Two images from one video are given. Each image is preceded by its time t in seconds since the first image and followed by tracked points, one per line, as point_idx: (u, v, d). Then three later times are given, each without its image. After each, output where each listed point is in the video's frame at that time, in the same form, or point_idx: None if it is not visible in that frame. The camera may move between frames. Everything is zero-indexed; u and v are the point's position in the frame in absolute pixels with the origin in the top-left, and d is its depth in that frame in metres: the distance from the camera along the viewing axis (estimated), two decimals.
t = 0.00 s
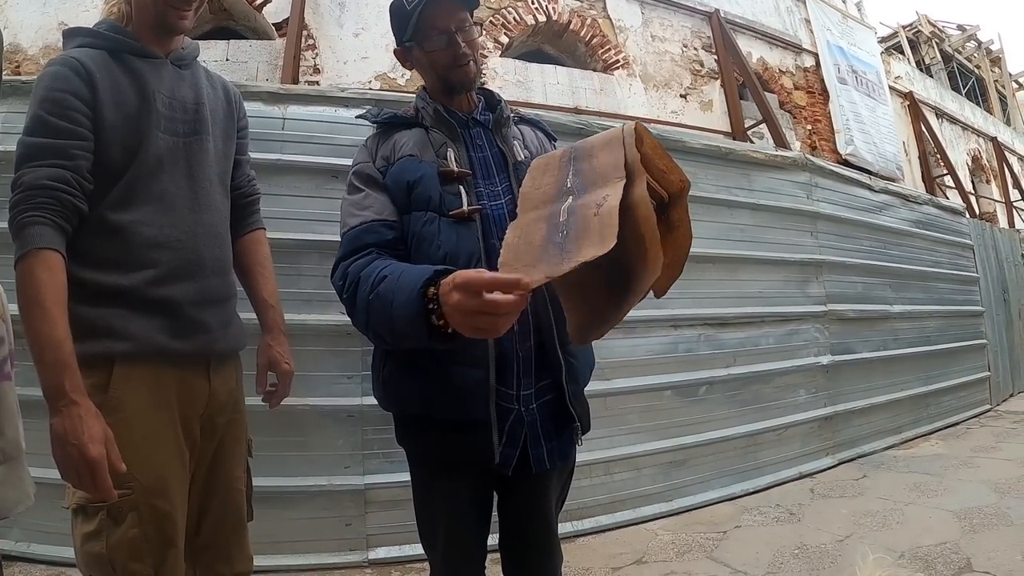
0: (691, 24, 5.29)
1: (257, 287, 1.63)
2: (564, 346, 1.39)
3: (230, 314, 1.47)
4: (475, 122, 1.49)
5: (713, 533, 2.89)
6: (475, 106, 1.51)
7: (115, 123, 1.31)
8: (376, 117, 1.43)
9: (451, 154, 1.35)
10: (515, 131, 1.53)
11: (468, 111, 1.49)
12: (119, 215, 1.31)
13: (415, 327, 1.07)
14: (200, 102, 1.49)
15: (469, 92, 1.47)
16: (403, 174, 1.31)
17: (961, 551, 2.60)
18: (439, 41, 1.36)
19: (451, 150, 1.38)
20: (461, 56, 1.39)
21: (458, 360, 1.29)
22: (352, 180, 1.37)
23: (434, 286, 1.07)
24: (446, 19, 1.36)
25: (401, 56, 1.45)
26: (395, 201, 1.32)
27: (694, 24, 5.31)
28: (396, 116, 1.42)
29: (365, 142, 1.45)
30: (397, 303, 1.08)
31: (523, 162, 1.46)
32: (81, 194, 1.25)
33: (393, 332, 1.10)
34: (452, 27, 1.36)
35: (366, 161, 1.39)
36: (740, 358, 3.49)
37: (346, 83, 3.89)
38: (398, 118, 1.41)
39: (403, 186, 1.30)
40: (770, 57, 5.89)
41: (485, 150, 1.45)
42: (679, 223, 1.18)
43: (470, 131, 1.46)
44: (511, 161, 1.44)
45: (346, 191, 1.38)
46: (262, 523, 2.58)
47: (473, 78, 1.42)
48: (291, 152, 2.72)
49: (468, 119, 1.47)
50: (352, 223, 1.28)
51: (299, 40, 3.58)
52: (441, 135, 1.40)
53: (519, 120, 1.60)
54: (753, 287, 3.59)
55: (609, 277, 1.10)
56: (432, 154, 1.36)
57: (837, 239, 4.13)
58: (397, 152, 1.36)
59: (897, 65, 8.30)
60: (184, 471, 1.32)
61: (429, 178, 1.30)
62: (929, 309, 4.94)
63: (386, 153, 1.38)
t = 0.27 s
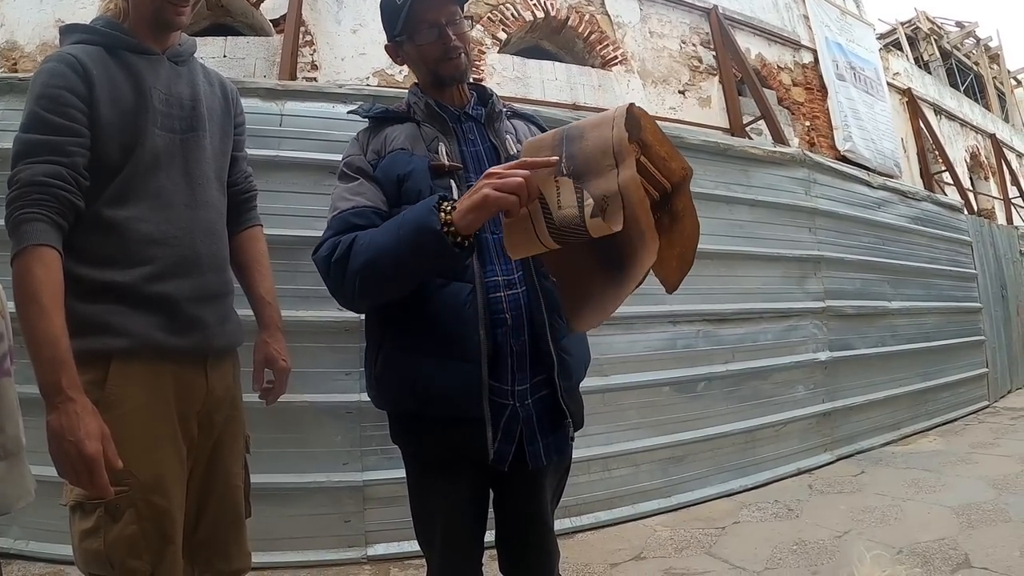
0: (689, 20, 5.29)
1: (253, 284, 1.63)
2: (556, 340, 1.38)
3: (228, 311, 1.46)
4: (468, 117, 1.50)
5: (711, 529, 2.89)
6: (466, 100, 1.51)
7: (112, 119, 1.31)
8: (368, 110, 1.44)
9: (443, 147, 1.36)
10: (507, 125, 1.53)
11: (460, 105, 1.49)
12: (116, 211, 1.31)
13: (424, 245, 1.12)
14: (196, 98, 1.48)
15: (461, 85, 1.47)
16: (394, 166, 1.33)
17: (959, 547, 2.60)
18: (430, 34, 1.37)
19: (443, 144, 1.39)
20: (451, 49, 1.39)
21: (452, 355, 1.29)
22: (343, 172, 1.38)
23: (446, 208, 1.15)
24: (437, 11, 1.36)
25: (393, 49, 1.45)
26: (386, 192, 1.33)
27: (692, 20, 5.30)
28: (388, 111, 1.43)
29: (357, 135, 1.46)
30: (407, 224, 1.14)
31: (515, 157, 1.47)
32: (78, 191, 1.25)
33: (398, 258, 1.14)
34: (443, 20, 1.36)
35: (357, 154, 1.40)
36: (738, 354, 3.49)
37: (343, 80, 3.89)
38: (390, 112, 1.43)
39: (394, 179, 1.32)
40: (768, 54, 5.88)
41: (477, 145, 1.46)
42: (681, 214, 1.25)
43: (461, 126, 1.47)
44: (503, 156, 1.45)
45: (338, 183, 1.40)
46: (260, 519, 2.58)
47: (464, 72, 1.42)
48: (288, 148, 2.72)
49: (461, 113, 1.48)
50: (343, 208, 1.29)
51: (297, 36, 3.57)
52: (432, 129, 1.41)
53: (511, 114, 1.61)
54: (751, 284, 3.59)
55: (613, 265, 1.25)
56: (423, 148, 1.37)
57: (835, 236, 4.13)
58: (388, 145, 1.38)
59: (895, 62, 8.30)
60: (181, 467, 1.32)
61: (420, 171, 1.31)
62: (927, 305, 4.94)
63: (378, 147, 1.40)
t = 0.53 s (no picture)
0: (687, 24, 5.30)
1: (248, 286, 1.63)
2: (546, 344, 1.38)
3: (221, 312, 1.46)
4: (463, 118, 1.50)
5: (707, 533, 2.89)
6: (461, 102, 1.51)
7: (106, 119, 1.31)
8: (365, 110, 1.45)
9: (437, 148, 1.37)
10: (503, 127, 1.53)
11: (455, 107, 1.49)
12: (110, 212, 1.31)
13: (418, 234, 1.13)
14: (191, 98, 1.48)
15: (455, 87, 1.47)
16: (387, 166, 1.33)
17: (954, 552, 2.61)
18: (420, 35, 1.37)
19: (436, 145, 1.40)
20: (442, 50, 1.39)
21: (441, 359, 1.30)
22: (337, 171, 1.39)
23: (440, 195, 1.16)
24: (426, 12, 1.36)
25: (387, 53, 1.46)
26: (379, 190, 1.34)
27: (690, 24, 5.31)
28: (383, 111, 1.44)
29: (354, 136, 1.48)
30: (402, 213, 1.14)
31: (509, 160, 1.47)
32: (71, 191, 1.24)
33: (391, 247, 1.15)
34: (433, 22, 1.37)
35: (353, 154, 1.42)
36: (734, 357, 3.49)
37: (341, 81, 3.89)
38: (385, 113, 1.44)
39: (387, 178, 1.32)
40: (766, 58, 5.90)
41: (472, 147, 1.46)
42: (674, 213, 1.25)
43: (456, 127, 1.47)
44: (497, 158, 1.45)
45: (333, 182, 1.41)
46: (254, 521, 2.57)
47: (456, 73, 1.42)
48: (285, 150, 2.71)
49: (456, 115, 1.48)
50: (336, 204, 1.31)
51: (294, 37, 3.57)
52: (427, 130, 1.42)
53: (508, 117, 1.61)
54: (747, 287, 3.59)
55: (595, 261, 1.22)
56: (416, 148, 1.38)
57: (832, 240, 4.14)
58: (381, 146, 1.39)
59: (892, 67, 8.33)
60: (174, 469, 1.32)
61: (413, 171, 1.31)
62: (923, 309, 4.95)
63: (372, 147, 1.41)
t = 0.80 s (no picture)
0: (687, 24, 5.30)
1: (244, 285, 1.62)
2: (542, 344, 1.37)
3: (218, 312, 1.45)
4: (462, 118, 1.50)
5: (705, 534, 2.89)
6: (460, 101, 1.51)
7: (102, 118, 1.31)
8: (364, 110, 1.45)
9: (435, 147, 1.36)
10: (502, 127, 1.53)
11: (453, 107, 1.49)
12: (106, 210, 1.30)
13: (410, 232, 1.13)
14: (189, 97, 1.48)
15: (452, 86, 1.47)
16: (385, 165, 1.33)
17: (953, 552, 2.60)
18: (414, 34, 1.37)
19: (434, 145, 1.40)
20: (437, 49, 1.39)
21: (436, 359, 1.30)
22: (335, 171, 1.39)
23: (435, 194, 1.16)
24: (420, 12, 1.36)
25: (385, 55, 1.47)
26: (376, 190, 1.34)
27: (689, 25, 5.31)
28: (382, 111, 1.44)
29: (352, 135, 1.48)
30: (394, 212, 1.14)
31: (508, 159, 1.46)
32: (68, 190, 1.24)
33: (384, 246, 1.15)
34: (426, 20, 1.36)
35: (350, 155, 1.42)
36: (733, 358, 3.49)
37: (340, 81, 3.88)
38: (384, 113, 1.44)
39: (384, 177, 1.32)
40: (765, 58, 5.90)
41: (470, 147, 1.45)
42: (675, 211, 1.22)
43: (455, 127, 1.47)
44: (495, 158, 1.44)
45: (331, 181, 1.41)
46: (251, 521, 2.57)
47: (452, 71, 1.42)
48: (283, 149, 2.71)
49: (454, 115, 1.48)
50: (332, 203, 1.31)
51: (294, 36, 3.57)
52: (425, 130, 1.41)
53: (507, 116, 1.61)
54: (746, 288, 3.59)
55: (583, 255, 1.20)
56: (413, 148, 1.38)
57: (830, 240, 4.14)
58: (379, 145, 1.39)
59: (891, 67, 8.33)
60: (170, 470, 1.31)
61: (410, 170, 1.31)
62: (921, 310, 4.95)
63: (370, 147, 1.41)
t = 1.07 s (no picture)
0: (689, 24, 5.29)
1: (248, 286, 1.62)
2: (544, 345, 1.37)
3: (221, 312, 1.45)
4: (465, 119, 1.50)
5: (707, 534, 2.89)
6: (465, 101, 1.50)
7: (105, 118, 1.31)
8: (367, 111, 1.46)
9: (438, 148, 1.36)
10: (505, 127, 1.52)
11: (457, 108, 1.49)
12: (109, 210, 1.30)
13: (409, 229, 1.13)
14: (193, 98, 1.48)
15: (456, 87, 1.47)
16: (387, 165, 1.34)
17: (956, 553, 2.60)
18: (417, 35, 1.37)
19: (437, 145, 1.40)
20: (440, 50, 1.38)
21: (437, 359, 1.31)
22: (338, 171, 1.40)
23: (433, 194, 1.16)
24: (423, 13, 1.36)
25: (390, 56, 1.47)
26: (378, 190, 1.35)
27: (691, 25, 5.31)
28: (385, 112, 1.44)
29: (356, 136, 1.48)
30: (393, 211, 1.14)
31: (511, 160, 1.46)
32: (71, 189, 1.24)
33: (383, 245, 1.15)
34: (430, 21, 1.36)
35: (353, 155, 1.42)
36: (736, 358, 3.48)
37: (342, 81, 3.88)
38: (387, 113, 1.44)
39: (386, 178, 1.32)
40: (768, 59, 5.89)
41: (473, 147, 1.45)
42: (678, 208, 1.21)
43: (458, 128, 1.47)
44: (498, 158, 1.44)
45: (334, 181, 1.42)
46: (254, 521, 2.57)
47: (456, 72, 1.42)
48: (286, 150, 2.71)
49: (457, 116, 1.48)
50: (334, 202, 1.31)
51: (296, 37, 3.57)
52: (428, 131, 1.42)
53: (511, 117, 1.60)
54: (748, 288, 3.59)
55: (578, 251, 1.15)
56: (416, 149, 1.38)
57: (833, 241, 4.14)
58: (382, 145, 1.40)
59: (894, 67, 8.32)
60: (173, 470, 1.31)
61: (412, 170, 1.31)
62: (924, 310, 4.95)
63: (373, 147, 1.41)
